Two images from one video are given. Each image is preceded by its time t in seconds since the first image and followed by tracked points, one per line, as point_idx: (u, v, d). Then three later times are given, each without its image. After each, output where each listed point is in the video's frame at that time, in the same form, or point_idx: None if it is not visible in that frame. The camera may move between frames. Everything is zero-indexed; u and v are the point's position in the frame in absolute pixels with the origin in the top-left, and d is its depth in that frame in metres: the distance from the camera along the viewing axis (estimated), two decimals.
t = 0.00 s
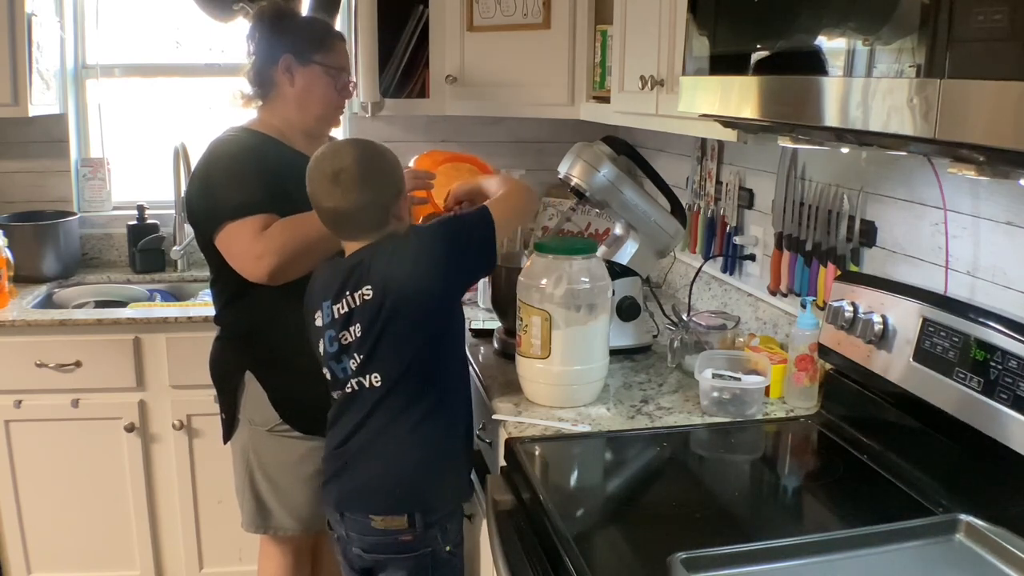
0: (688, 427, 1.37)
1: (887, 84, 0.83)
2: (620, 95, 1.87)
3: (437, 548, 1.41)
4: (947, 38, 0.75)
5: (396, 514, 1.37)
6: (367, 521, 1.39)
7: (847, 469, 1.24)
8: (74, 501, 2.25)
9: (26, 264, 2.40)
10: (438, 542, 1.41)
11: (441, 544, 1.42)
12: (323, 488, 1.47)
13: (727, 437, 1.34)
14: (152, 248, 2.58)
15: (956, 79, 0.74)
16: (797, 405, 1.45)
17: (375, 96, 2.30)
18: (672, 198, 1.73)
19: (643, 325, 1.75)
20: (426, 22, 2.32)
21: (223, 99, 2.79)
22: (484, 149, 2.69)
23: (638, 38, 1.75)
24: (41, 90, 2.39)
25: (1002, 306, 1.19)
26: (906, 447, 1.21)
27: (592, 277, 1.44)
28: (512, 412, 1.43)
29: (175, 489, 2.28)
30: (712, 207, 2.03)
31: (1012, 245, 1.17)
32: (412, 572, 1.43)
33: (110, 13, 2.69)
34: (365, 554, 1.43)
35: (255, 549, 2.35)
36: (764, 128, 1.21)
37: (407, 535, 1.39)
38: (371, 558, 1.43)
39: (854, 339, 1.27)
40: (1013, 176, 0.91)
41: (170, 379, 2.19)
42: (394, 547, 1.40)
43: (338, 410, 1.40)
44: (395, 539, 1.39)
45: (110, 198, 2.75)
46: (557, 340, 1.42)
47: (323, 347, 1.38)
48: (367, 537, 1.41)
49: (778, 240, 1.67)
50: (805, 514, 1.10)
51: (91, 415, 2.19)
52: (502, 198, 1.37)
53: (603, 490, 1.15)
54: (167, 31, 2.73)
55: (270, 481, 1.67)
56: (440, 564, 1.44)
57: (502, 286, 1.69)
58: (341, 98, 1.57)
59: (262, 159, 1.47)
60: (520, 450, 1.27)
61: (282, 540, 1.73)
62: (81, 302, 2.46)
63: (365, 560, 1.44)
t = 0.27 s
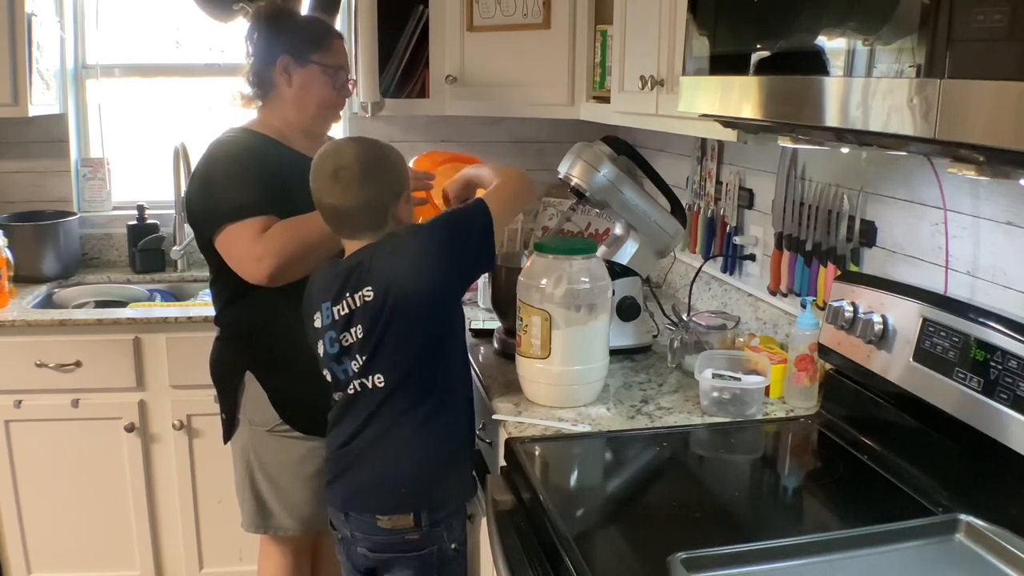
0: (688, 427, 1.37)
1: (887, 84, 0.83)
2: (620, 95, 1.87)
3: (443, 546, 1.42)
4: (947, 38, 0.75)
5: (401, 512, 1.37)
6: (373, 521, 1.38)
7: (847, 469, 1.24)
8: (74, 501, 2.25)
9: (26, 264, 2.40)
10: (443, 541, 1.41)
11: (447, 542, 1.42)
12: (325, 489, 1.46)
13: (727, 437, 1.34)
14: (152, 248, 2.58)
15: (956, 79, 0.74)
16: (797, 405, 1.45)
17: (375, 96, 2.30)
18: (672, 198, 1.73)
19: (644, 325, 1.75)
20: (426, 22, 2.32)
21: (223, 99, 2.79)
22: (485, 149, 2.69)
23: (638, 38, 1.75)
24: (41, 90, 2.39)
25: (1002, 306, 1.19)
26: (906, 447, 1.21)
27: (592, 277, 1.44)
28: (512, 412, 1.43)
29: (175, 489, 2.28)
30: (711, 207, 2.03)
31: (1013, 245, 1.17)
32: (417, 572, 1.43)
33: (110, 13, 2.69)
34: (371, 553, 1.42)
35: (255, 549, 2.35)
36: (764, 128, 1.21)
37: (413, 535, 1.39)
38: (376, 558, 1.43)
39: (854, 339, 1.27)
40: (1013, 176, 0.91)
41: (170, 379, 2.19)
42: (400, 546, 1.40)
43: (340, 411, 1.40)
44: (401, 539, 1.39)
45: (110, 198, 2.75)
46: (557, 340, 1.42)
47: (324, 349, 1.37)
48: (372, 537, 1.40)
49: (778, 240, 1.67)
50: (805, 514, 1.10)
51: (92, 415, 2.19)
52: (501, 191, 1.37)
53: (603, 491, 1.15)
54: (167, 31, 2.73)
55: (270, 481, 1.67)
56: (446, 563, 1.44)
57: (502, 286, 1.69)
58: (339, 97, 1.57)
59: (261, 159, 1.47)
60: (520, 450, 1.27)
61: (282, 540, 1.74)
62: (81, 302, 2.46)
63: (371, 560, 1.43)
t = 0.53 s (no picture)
0: (688, 427, 1.37)
1: (887, 85, 0.83)
2: (620, 95, 1.87)
3: (445, 544, 1.41)
4: (947, 38, 0.75)
5: (404, 510, 1.37)
6: (376, 520, 1.38)
7: (847, 469, 1.24)
8: (74, 501, 2.25)
9: (26, 264, 2.40)
10: (445, 538, 1.41)
11: (449, 540, 1.42)
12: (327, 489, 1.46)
13: (727, 437, 1.34)
14: (152, 248, 2.58)
15: (956, 79, 0.74)
16: (797, 405, 1.45)
17: (375, 96, 2.30)
18: (672, 198, 1.73)
19: (644, 324, 1.75)
20: (426, 22, 2.32)
21: (223, 99, 2.79)
22: (484, 149, 2.69)
23: (638, 38, 1.75)
24: (41, 90, 2.39)
25: (1002, 306, 1.19)
26: (906, 447, 1.21)
27: (592, 277, 1.44)
28: (512, 412, 1.43)
29: (175, 489, 2.28)
30: (711, 207, 2.03)
31: (1012, 245, 1.17)
32: (420, 572, 1.44)
33: (110, 12, 2.69)
34: (373, 551, 1.42)
35: (255, 549, 2.35)
36: (764, 128, 1.21)
37: (415, 532, 1.39)
38: (380, 556, 1.43)
39: (854, 339, 1.27)
40: (1013, 176, 0.91)
41: (170, 379, 2.19)
42: (403, 543, 1.40)
43: (343, 411, 1.40)
44: (403, 536, 1.39)
45: (110, 198, 2.75)
46: (557, 340, 1.42)
47: (327, 348, 1.37)
48: (376, 535, 1.40)
49: (778, 240, 1.67)
50: (805, 514, 1.10)
51: (92, 415, 2.19)
52: (512, 201, 1.40)
53: (603, 491, 1.15)
54: (167, 31, 2.73)
55: (270, 481, 1.67)
56: (448, 561, 1.44)
57: (502, 286, 1.69)
58: (339, 97, 1.57)
59: (260, 159, 1.47)
60: (520, 450, 1.27)
61: (282, 540, 1.74)
62: (81, 302, 2.46)
63: (373, 558, 1.43)
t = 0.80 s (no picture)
0: (688, 427, 1.37)
1: (887, 84, 0.83)
2: (620, 95, 1.87)
3: (434, 544, 1.41)
4: (947, 38, 0.75)
5: (392, 511, 1.36)
6: (366, 520, 1.39)
7: (847, 469, 1.24)
8: (74, 501, 2.25)
9: (26, 264, 2.40)
10: (434, 539, 1.41)
11: (439, 539, 1.41)
12: (320, 487, 1.47)
13: (727, 437, 1.34)
14: (152, 248, 2.58)
15: (956, 79, 0.74)
16: (797, 405, 1.45)
17: (375, 96, 2.30)
18: (672, 198, 1.73)
19: (644, 324, 1.75)
20: (426, 22, 2.32)
21: (223, 99, 2.79)
22: (485, 149, 2.69)
23: (638, 38, 1.75)
24: (41, 90, 2.39)
25: (1002, 306, 1.19)
26: (906, 447, 1.21)
27: (592, 277, 1.44)
28: (512, 412, 1.43)
29: (175, 489, 2.28)
30: (711, 207, 2.03)
31: (1012, 245, 1.17)
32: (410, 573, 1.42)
33: (110, 13, 2.69)
34: (363, 551, 1.42)
35: (255, 549, 2.35)
36: (765, 128, 1.21)
37: (404, 532, 1.38)
38: (370, 556, 1.42)
39: (854, 339, 1.27)
40: (1013, 176, 0.91)
41: (170, 379, 2.19)
42: (392, 543, 1.39)
43: (336, 411, 1.40)
44: (392, 536, 1.39)
45: (110, 198, 2.75)
46: (557, 340, 1.42)
47: (321, 346, 1.38)
48: (366, 533, 1.40)
49: (778, 240, 1.67)
50: (805, 514, 1.10)
51: (92, 415, 2.19)
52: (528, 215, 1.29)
53: (602, 491, 1.15)
54: (167, 31, 2.73)
55: (270, 481, 1.67)
56: (438, 561, 1.43)
57: (502, 285, 1.69)
58: (336, 95, 1.56)
59: (258, 159, 1.47)
60: (519, 450, 1.27)
61: (282, 540, 1.74)
62: (81, 302, 2.46)
63: (363, 557, 1.43)
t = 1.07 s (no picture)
0: (688, 427, 1.37)
1: (887, 84, 0.83)
2: (620, 95, 1.87)
3: (435, 545, 1.41)
4: (947, 38, 0.75)
5: (393, 511, 1.37)
6: (368, 520, 1.39)
7: (847, 469, 1.24)
8: (74, 501, 2.25)
9: (26, 264, 2.39)
10: (435, 539, 1.40)
11: (439, 541, 1.41)
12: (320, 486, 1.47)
13: (727, 437, 1.34)
14: (152, 248, 2.58)
15: (956, 79, 0.74)
16: (797, 405, 1.45)
17: (375, 96, 2.30)
18: (672, 198, 1.73)
19: (644, 325, 1.75)
20: (426, 22, 2.32)
21: (223, 99, 2.79)
22: (485, 149, 2.69)
23: (638, 38, 1.75)
24: (41, 90, 2.39)
25: (1002, 306, 1.19)
26: (906, 447, 1.21)
27: (592, 278, 1.44)
28: (512, 412, 1.43)
29: (175, 489, 2.28)
30: (712, 207, 2.03)
31: (1012, 245, 1.17)
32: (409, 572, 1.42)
33: (110, 13, 2.69)
34: (364, 550, 1.42)
35: (255, 549, 2.35)
36: (765, 128, 1.21)
37: (405, 532, 1.38)
38: (370, 555, 1.42)
39: (854, 339, 1.27)
40: (1013, 176, 0.92)
41: (170, 379, 2.19)
42: (393, 543, 1.40)
43: (338, 411, 1.40)
44: (393, 537, 1.39)
45: (110, 198, 2.75)
46: (557, 340, 1.42)
47: (322, 347, 1.37)
48: (367, 533, 1.40)
49: (778, 240, 1.67)
50: (805, 514, 1.10)
51: (92, 415, 2.19)
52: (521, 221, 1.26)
53: (603, 490, 1.15)
54: (167, 31, 2.73)
55: (270, 481, 1.67)
56: (438, 561, 1.43)
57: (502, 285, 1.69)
58: (333, 97, 1.56)
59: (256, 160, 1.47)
60: (520, 450, 1.27)
61: (282, 540, 1.74)
62: (81, 302, 2.46)
63: (364, 556, 1.43)
